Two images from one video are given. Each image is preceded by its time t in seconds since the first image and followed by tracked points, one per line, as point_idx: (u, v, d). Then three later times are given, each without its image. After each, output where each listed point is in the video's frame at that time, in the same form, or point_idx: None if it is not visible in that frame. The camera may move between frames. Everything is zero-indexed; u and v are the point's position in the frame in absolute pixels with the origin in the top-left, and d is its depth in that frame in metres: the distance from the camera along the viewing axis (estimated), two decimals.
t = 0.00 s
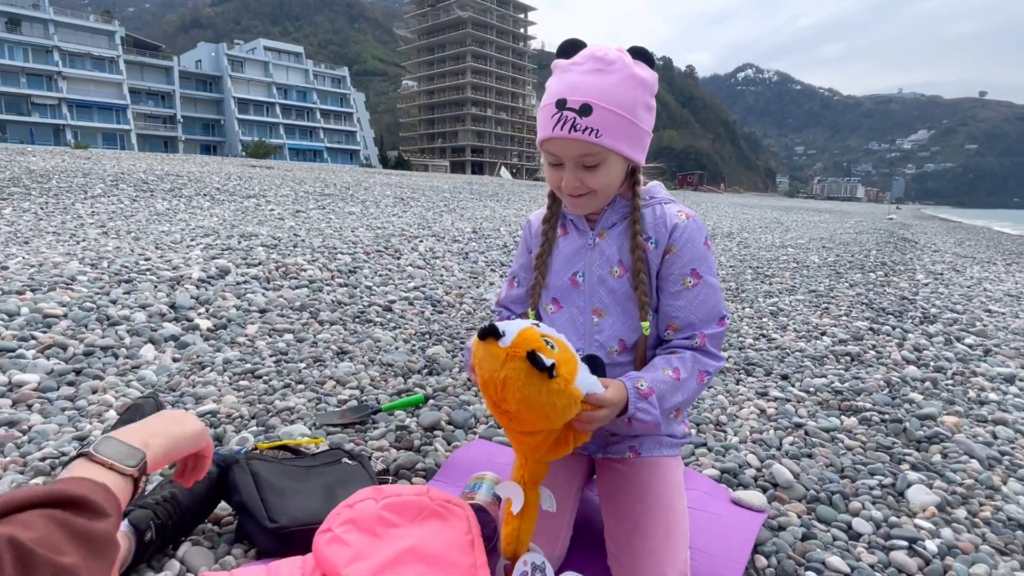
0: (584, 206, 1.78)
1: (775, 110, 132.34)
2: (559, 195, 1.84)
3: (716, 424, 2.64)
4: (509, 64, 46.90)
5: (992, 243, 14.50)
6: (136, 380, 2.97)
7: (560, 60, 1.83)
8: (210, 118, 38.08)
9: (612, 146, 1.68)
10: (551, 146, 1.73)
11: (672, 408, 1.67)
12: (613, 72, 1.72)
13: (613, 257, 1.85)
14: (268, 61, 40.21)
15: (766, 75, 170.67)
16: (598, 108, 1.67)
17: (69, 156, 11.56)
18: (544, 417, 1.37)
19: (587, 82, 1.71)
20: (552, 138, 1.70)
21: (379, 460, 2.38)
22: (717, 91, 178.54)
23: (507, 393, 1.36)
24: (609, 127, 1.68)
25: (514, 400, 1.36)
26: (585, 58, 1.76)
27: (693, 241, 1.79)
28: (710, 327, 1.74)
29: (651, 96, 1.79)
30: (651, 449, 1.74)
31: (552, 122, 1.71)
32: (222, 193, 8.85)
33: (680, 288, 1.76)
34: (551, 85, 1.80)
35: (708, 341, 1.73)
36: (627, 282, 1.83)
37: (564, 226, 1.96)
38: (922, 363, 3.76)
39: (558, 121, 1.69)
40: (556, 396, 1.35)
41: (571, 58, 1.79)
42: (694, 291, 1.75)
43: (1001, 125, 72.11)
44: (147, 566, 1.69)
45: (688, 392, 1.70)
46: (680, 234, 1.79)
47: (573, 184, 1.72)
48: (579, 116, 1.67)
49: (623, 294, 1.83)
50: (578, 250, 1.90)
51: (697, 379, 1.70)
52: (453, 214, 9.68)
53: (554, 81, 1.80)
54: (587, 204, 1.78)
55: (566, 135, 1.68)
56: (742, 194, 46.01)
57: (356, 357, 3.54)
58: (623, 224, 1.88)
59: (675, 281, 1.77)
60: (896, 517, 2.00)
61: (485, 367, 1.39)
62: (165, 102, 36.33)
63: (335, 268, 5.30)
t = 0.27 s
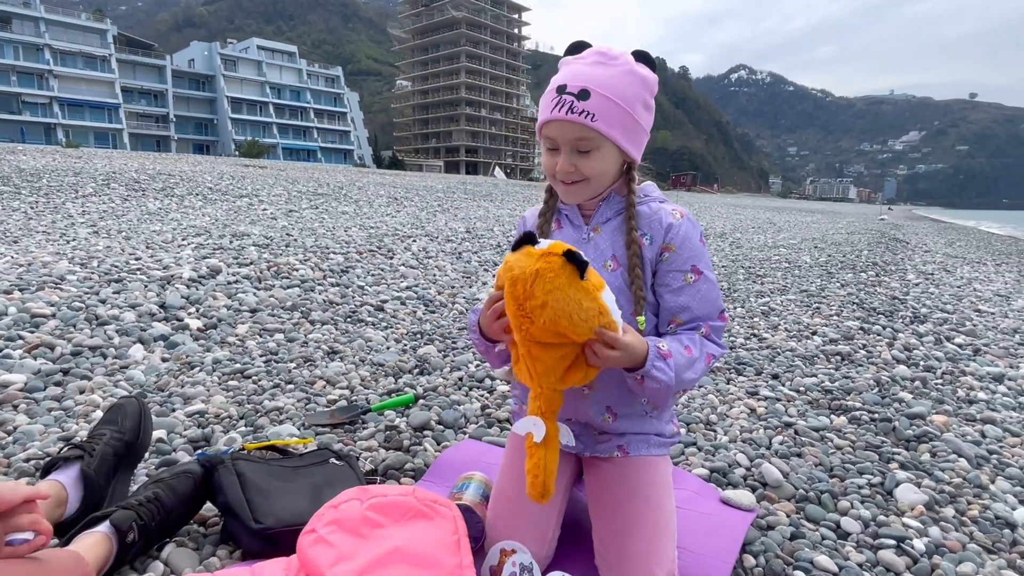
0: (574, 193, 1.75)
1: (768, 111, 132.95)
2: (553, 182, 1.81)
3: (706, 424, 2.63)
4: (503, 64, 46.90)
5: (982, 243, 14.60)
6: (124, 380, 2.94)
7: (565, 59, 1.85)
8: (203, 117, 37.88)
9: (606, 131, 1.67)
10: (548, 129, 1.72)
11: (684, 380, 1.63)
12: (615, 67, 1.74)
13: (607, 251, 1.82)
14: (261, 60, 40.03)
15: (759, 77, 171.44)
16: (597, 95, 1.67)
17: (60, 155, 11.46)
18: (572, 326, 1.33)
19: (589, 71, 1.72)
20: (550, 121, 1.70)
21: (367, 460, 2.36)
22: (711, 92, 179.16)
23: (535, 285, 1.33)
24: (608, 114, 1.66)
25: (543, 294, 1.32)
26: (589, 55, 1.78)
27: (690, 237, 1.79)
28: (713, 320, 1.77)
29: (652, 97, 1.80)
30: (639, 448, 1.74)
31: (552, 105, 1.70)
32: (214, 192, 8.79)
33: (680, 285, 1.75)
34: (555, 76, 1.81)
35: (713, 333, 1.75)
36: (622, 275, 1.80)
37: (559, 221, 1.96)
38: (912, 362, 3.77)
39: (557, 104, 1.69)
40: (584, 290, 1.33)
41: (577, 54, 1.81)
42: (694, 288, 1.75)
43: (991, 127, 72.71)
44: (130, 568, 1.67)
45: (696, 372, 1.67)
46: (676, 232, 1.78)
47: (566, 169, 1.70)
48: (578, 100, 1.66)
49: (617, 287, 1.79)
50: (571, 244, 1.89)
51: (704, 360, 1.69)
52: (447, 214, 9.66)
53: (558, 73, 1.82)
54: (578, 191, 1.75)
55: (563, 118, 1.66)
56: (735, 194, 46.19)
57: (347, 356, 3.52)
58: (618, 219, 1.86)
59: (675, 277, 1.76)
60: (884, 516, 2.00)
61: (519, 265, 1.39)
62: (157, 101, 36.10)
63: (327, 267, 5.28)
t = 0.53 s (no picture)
0: (560, 172, 1.76)
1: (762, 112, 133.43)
2: (542, 163, 1.82)
3: (699, 424, 2.63)
4: (498, 64, 46.87)
5: (973, 243, 14.67)
6: (114, 381, 2.91)
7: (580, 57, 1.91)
8: (197, 116, 37.71)
9: (599, 112, 1.68)
10: (546, 103, 1.75)
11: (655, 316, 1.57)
12: (624, 65, 1.79)
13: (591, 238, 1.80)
14: (255, 59, 39.89)
15: (753, 77, 172.02)
16: (598, 79, 1.71)
17: (52, 154, 11.38)
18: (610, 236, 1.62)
19: (597, 61, 1.77)
20: (550, 93, 1.73)
21: (359, 461, 2.34)
22: (705, 92, 179.64)
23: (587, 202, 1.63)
24: (604, 98, 1.70)
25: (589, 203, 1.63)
26: (601, 54, 1.84)
27: (672, 230, 1.81)
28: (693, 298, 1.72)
29: (651, 106, 1.84)
30: (630, 449, 1.74)
31: (556, 81, 1.75)
32: (207, 191, 8.74)
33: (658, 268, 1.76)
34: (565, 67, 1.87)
35: (696, 309, 1.70)
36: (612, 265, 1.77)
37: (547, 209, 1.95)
38: (903, 362, 3.78)
39: (561, 80, 1.73)
40: (632, 224, 1.63)
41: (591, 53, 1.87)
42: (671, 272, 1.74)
43: (983, 128, 73.25)
44: (117, 571, 1.64)
45: (682, 340, 1.61)
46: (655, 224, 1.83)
47: (555, 143, 1.72)
48: (579, 78, 1.71)
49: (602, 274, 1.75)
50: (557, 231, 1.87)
51: (694, 331, 1.62)
52: (441, 213, 9.63)
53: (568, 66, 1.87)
54: (564, 170, 1.75)
55: (562, 91, 1.70)
56: (730, 194, 46.34)
57: (339, 357, 3.50)
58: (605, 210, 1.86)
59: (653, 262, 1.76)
60: (876, 516, 2.00)
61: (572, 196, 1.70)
62: (150, 99, 35.87)
63: (320, 267, 5.25)
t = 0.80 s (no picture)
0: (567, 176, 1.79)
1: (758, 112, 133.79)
2: (546, 165, 1.84)
3: (693, 424, 2.63)
4: (494, 63, 46.84)
5: (967, 243, 14.73)
6: (108, 381, 2.90)
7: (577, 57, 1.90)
8: (192, 115, 37.55)
9: (609, 118, 1.70)
10: (552, 106, 1.75)
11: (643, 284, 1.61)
12: (625, 67, 1.80)
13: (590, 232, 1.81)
14: (251, 58, 39.77)
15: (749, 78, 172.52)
16: (606, 84, 1.72)
17: (46, 153, 11.33)
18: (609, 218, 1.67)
19: (599, 61, 1.78)
20: (557, 97, 1.73)
21: (354, 462, 2.34)
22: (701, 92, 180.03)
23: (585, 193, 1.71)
24: (612, 103, 1.71)
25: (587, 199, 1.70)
26: (601, 56, 1.84)
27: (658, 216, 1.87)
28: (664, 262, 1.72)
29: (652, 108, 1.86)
30: (625, 449, 1.75)
31: (562, 84, 1.75)
32: (202, 191, 8.71)
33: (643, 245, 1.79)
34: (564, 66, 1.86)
35: (663, 271, 1.69)
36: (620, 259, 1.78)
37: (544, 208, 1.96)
38: (897, 361, 3.80)
39: (568, 83, 1.73)
40: (625, 209, 1.68)
41: (590, 54, 1.87)
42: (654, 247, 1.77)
43: (976, 129, 73.64)
44: (110, 573, 1.64)
45: (639, 294, 1.60)
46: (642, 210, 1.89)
47: (563, 148, 1.74)
48: (587, 83, 1.71)
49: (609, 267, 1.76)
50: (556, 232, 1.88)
51: (652, 285, 1.61)
52: (437, 213, 9.62)
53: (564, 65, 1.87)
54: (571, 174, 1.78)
55: (570, 95, 1.71)
56: (726, 194, 46.45)
57: (334, 357, 3.49)
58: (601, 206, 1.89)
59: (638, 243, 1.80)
60: (869, 516, 2.01)
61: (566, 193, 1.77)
62: (145, 98, 35.69)
63: (315, 267, 5.24)
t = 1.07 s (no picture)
0: (571, 187, 1.80)
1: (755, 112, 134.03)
2: (551, 173, 1.85)
3: (691, 424, 2.65)
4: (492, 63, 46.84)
5: (963, 243, 14.79)
6: (106, 382, 2.90)
7: (582, 59, 1.86)
8: (189, 115, 37.48)
9: (616, 135, 1.71)
10: (560, 117, 1.73)
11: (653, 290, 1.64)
12: (632, 76, 1.78)
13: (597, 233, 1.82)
14: (248, 58, 39.73)
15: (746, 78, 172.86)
16: (615, 99, 1.71)
17: (43, 153, 11.31)
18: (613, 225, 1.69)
19: (607, 71, 1.75)
20: (566, 110, 1.71)
21: (353, 463, 2.35)
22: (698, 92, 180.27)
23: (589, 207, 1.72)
24: (621, 118, 1.71)
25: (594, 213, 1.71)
26: (608, 62, 1.80)
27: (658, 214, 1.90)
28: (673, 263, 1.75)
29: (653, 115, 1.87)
30: (622, 449, 1.76)
31: (570, 96, 1.72)
32: (200, 191, 8.70)
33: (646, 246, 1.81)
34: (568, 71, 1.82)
35: (673, 271, 1.72)
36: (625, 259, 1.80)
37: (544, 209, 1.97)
38: (894, 361, 3.82)
39: (577, 96, 1.70)
40: (632, 219, 1.69)
41: (595, 56, 1.83)
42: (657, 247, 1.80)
43: (972, 129, 73.89)
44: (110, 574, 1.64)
45: (655, 295, 1.64)
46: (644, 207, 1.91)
47: (569, 161, 1.74)
48: (598, 98, 1.69)
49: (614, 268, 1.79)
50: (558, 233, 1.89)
51: (666, 286, 1.65)
52: (435, 213, 9.63)
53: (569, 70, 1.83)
54: (576, 185, 1.79)
55: (579, 111, 1.69)
56: (723, 194, 46.55)
57: (333, 357, 3.49)
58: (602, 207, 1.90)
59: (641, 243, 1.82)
60: (866, 515, 2.02)
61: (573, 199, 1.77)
62: (141, 98, 35.59)
63: (313, 267, 5.23)
